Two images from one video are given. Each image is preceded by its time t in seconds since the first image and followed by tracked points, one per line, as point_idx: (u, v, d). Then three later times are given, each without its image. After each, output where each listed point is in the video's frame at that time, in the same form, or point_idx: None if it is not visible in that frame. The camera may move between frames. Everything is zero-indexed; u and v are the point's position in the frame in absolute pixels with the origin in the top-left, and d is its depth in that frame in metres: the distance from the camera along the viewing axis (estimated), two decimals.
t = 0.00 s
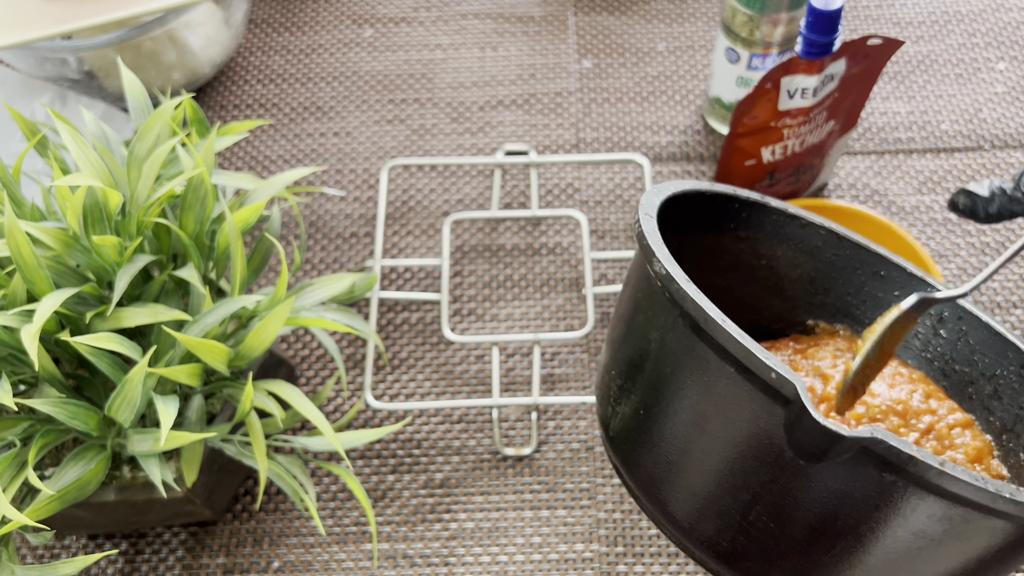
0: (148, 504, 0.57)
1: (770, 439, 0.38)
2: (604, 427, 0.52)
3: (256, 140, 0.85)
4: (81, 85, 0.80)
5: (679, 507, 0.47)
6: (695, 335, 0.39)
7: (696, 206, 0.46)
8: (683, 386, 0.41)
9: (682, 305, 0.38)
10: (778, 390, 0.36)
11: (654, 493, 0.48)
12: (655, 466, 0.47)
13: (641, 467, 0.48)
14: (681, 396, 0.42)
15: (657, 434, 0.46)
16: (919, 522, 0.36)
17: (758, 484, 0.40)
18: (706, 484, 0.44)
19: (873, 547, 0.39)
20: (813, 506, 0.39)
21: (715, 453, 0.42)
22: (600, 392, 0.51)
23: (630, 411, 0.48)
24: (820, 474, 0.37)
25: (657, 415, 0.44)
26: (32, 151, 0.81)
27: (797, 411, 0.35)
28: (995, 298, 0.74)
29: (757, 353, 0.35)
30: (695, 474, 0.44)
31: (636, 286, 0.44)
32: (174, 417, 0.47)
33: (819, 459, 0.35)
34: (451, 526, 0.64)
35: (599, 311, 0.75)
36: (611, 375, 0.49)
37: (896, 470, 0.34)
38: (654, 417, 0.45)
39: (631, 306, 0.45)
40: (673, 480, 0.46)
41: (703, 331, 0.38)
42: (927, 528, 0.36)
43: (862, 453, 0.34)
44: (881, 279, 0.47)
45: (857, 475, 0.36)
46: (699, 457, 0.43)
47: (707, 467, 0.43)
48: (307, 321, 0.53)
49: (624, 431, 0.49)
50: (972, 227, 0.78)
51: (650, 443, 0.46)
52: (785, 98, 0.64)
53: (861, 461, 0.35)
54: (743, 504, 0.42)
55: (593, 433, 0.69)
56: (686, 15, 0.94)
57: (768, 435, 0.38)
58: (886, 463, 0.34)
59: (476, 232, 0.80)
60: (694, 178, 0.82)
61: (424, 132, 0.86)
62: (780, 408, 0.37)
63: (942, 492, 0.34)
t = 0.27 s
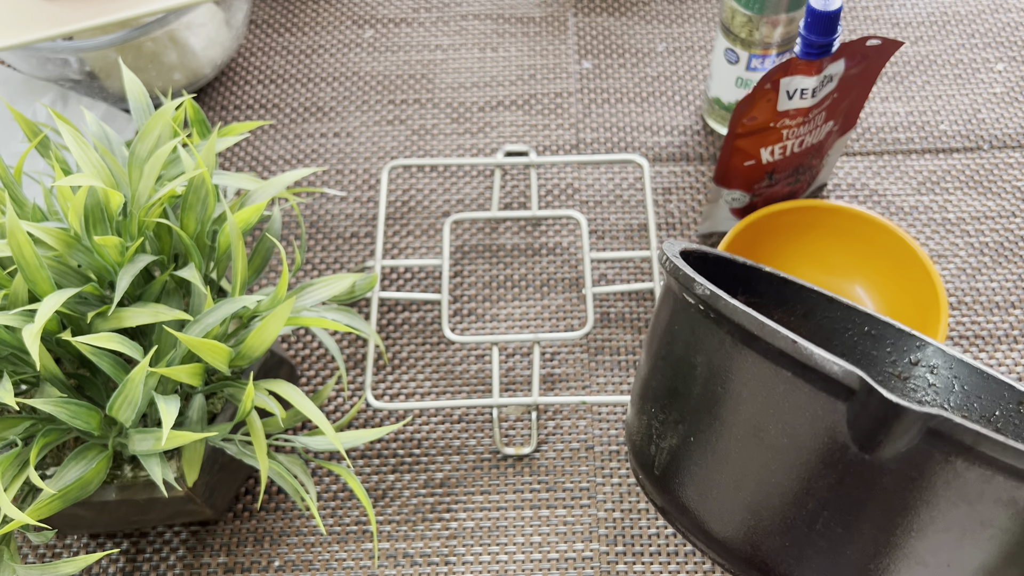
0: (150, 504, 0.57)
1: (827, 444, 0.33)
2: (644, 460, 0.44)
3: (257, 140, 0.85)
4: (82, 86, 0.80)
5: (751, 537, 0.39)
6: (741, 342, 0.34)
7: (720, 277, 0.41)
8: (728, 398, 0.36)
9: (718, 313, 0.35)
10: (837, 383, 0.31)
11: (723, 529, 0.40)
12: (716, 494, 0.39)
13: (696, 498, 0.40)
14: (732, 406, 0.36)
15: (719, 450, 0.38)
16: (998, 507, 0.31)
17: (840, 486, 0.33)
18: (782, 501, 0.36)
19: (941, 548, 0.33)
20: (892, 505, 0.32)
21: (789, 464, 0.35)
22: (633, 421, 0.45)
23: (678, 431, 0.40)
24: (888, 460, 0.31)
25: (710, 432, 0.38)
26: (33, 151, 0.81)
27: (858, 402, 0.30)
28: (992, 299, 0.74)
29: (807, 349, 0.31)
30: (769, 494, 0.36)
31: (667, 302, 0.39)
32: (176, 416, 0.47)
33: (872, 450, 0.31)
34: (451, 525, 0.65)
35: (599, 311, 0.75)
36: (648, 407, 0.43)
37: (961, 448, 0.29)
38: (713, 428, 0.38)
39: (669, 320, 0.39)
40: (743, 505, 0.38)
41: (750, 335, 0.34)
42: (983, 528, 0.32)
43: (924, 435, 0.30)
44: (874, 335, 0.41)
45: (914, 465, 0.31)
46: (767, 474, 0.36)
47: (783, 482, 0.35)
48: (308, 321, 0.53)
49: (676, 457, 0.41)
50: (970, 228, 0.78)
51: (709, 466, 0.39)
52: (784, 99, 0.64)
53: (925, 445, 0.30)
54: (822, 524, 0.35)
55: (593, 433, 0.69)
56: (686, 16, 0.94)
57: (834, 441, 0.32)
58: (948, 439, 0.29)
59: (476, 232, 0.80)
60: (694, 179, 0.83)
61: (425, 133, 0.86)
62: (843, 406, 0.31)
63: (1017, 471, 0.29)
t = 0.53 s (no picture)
0: (150, 503, 0.57)
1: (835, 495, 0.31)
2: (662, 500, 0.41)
3: (257, 141, 0.85)
4: (83, 87, 0.80)
5: None
6: (738, 389, 0.33)
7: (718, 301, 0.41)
8: (732, 445, 0.34)
9: (716, 358, 0.33)
10: (829, 429, 0.30)
11: None
12: (732, 548, 0.36)
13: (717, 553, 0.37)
14: (737, 454, 0.34)
15: (728, 501, 0.35)
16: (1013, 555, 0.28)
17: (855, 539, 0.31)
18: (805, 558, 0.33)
19: None
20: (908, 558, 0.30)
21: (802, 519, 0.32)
22: (652, 463, 0.42)
23: (689, 479, 0.38)
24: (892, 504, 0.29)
25: (719, 481, 0.35)
26: (33, 151, 0.81)
27: (851, 446, 0.29)
28: (991, 299, 0.74)
29: (799, 396, 0.30)
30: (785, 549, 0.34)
31: (672, 347, 0.38)
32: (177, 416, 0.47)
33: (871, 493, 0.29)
34: (451, 524, 0.65)
35: (598, 311, 0.75)
36: (660, 447, 0.41)
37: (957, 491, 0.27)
38: (721, 479, 0.35)
39: (673, 362, 0.38)
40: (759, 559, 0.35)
41: (745, 383, 0.32)
42: None
43: (919, 477, 0.28)
44: (885, 340, 0.44)
45: (915, 508, 0.29)
46: (780, 528, 0.33)
47: (799, 537, 0.33)
48: (309, 321, 0.53)
49: (688, 506, 0.38)
50: (969, 228, 0.79)
51: (721, 518, 0.36)
52: (784, 100, 0.64)
53: (917, 488, 0.28)
54: None
55: (593, 433, 0.69)
56: (685, 17, 0.94)
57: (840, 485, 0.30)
58: (945, 483, 0.28)
59: (477, 232, 0.80)
60: (694, 179, 0.83)
61: (425, 134, 0.86)
62: (841, 451, 0.30)
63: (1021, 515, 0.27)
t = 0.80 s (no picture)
0: (151, 502, 0.57)
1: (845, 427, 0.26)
2: (655, 450, 0.34)
3: (258, 141, 0.85)
4: (84, 87, 0.80)
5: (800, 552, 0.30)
6: (751, 319, 0.28)
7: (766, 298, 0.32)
8: (744, 381, 0.29)
9: (726, 291, 0.28)
10: (842, 349, 0.25)
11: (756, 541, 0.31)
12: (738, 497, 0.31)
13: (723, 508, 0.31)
14: (751, 391, 0.28)
15: (745, 448, 0.29)
16: None
17: (872, 476, 0.26)
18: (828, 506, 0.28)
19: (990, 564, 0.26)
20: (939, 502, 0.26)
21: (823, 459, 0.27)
22: (647, 415, 0.35)
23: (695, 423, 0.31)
24: (907, 432, 0.25)
25: (730, 422, 0.30)
26: (34, 152, 0.82)
27: (865, 368, 0.25)
28: (990, 299, 0.75)
29: (813, 314, 0.26)
30: (800, 499, 0.28)
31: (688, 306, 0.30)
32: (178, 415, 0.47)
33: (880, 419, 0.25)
34: (451, 524, 0.65)
35: (598, 311, 0.75)
36: (662, 394, 0.34)
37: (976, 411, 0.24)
38: (732, 419, 0.29)
39: (682, 303, 0.31)
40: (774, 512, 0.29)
41: (757, 315, 0.27)
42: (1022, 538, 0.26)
43: (931, 399, 0.24)
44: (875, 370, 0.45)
45: (926, 436, 0.25)
46: (794, 470, 0.28)
47: (825, 481, 0.27)
48: (309, 320, 0.53)
49: (696, 453, 0.32)
50: (967, 228, 0.79)
51: (729, 465, 0.30)
52: (783, 100, 0.65)
53: (938, 407, 0.24)
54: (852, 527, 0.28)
55: (593, 432, 0.69)
56: (685, 17, 0.94)
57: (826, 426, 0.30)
58: (966, 403, 0.24)
59: (477, 233, 0.80)
60: (693, 180, 0.83)
61: (425, 134, 0.86)
62: (854, 374, 0.25)
63: None
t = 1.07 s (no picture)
0: (151, 502, 0.58)
1: (811, 367, 0.31)
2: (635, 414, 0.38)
3: (258, 141, 0.86)
4: (84, 87, 0.80)
5: (769, 487, 0.34)
6: (732, 276, 0.31)
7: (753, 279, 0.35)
8: (723, 332, 0.33)
9: (709, 253, 0.31)
10: (821, 298, 0.29)
11: (726, 482, 0.35)
12: (712, 443, 0.35)
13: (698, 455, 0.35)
14: (727, 340, 0.33)
15: (723, 395, 0.34)
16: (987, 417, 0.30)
17: (835, 409, 0.31)
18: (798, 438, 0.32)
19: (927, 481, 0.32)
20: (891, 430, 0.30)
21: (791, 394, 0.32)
22: (628, 384, 0.39)
23: (675, 379, 0.35)
24: (870, 371, 0.30)
25: (706, 371, 0.34)
26: (35, 152, 0.82)
27: (841, 312, 0.29)
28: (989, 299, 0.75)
29: (792, 267, 0.29)
30: (768, 437, 0.33)
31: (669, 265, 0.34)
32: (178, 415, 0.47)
33: (855, 361, 0.30)
34: (451, 524, 0.65)
35: (598, 311, 0.76)
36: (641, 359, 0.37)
37: (939, 353, 0.29)
38: (712, 367, 0.34)
39: (662, 270, 0.35)
40: (745, 451, 0.34)
41: (737, 268, 0.31)
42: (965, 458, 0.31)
43: (900, 341, 0.29)
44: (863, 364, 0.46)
45: (904, 374, 0.29)
46: (765, 407, 0.33)
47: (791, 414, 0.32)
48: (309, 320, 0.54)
49: (674, 408, 0.36)
50: (967, 228, 0.79)
51: (709, 413, 0.34)
52: (783, 100, 0.65)
53: (906, 351, 0.29)
54: (821, 456, 0.32)
55: (593, 432, 0.69)
56: (685, 18, 0.95)
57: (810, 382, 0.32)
58: (929, 344, 0.28)
59: (477, 233, 0.80)
60: (693, 180, 0.83)
61: (425, 134, 0.86)
62: (826, 317, 0.30)
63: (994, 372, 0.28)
